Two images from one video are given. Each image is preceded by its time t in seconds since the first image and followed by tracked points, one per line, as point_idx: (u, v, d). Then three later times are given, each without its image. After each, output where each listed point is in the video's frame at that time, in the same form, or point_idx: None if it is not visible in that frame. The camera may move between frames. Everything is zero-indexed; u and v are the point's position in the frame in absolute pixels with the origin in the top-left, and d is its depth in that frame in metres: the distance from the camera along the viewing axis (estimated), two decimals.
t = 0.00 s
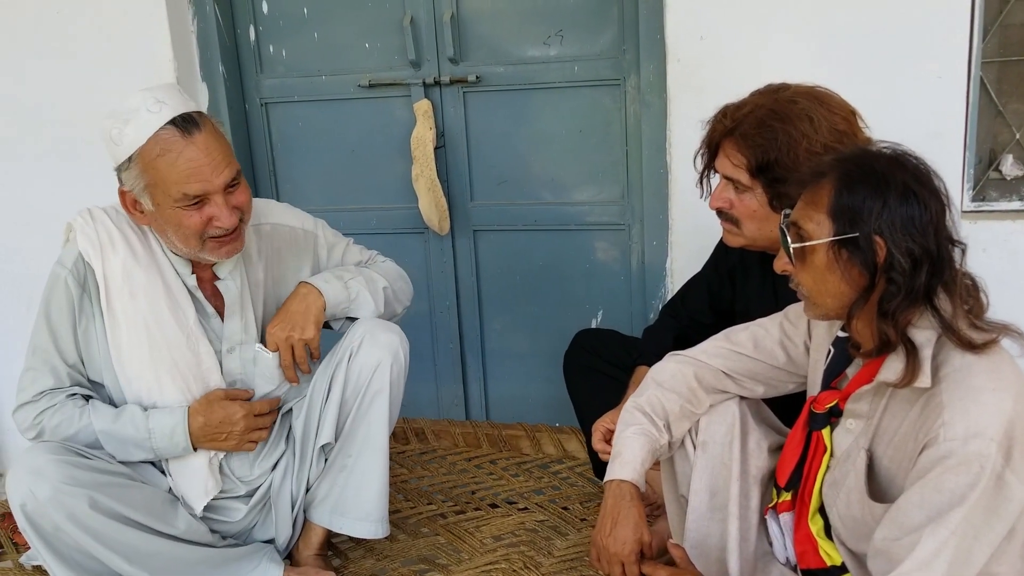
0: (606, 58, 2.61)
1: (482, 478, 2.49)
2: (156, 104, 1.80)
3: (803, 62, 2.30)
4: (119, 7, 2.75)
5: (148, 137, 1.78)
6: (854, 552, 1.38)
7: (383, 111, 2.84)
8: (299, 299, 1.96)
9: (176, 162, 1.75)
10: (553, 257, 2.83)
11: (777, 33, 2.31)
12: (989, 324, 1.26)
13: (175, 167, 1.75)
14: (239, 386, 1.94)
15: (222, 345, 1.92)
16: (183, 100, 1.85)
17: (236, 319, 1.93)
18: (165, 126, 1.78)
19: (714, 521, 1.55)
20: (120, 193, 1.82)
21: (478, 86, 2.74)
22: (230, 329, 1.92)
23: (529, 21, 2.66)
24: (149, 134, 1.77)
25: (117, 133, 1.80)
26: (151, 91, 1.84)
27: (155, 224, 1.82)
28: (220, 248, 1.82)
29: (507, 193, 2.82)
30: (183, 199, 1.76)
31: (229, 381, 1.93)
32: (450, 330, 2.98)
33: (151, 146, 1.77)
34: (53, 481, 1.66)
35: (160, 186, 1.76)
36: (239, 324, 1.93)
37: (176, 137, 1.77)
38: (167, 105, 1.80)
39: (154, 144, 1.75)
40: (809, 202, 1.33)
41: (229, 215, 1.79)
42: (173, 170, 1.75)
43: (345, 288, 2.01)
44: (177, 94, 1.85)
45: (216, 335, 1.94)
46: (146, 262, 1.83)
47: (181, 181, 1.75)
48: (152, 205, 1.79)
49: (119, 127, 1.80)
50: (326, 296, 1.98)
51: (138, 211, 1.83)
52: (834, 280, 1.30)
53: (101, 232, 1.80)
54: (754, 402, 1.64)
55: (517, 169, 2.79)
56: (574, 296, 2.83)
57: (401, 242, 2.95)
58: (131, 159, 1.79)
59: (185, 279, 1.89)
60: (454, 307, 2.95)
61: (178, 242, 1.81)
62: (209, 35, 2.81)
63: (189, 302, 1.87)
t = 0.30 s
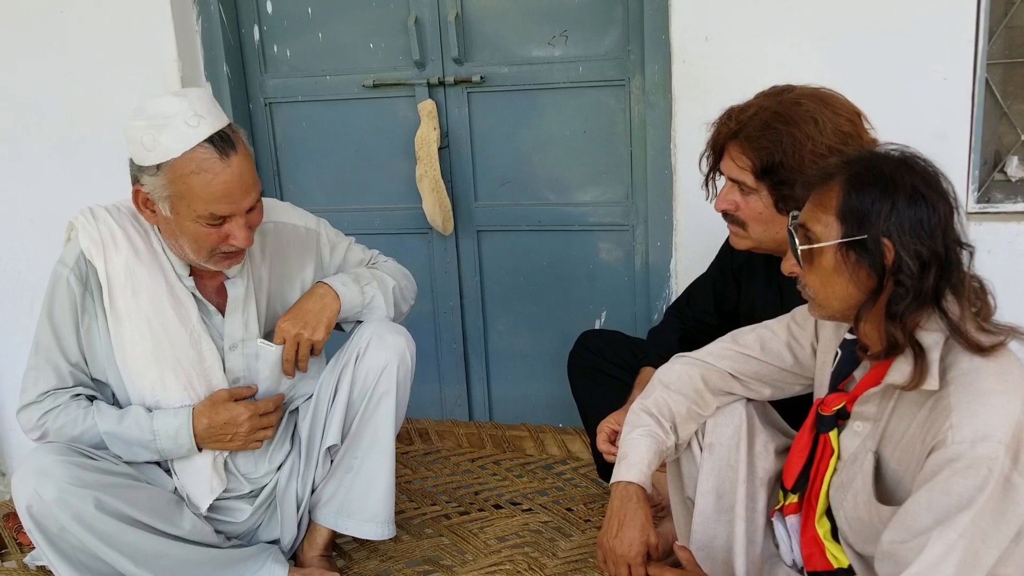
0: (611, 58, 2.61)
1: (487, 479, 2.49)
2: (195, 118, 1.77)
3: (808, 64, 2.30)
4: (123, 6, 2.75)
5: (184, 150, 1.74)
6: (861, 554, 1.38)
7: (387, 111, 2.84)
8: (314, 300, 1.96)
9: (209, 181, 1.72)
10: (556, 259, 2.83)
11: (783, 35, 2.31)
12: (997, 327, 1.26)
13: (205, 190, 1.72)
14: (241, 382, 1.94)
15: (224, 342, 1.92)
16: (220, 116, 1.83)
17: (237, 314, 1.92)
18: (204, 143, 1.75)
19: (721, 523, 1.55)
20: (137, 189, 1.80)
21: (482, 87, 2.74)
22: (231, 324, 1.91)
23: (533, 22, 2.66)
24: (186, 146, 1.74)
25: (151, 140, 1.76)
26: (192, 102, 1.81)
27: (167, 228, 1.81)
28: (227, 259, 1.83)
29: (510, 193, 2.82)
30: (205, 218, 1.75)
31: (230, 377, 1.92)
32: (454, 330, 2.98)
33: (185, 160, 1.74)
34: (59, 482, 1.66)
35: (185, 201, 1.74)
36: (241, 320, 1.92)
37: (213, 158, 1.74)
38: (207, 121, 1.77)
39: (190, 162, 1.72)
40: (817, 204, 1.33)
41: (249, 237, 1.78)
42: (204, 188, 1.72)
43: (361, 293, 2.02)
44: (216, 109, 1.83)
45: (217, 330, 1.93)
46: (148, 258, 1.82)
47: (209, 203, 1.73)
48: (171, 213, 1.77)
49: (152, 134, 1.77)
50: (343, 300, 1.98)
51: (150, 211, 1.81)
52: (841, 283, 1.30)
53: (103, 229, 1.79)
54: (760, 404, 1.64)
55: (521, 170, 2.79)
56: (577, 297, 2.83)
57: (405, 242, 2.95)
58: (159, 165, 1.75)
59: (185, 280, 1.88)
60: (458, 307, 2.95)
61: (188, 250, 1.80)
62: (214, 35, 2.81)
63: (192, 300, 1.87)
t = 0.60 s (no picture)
0: (613, 58, 2.61)
1: (489, 479, 2.48)
2: (241, 144, 1.76)
3: (812, 64, 2.30)
4: (126, 5, 2.75)
5: (226, 175, 1.73)
6: (864, 555, 1.38)
7: (390, 111, 2.84)
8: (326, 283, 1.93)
9: (247, 209, 1.73)
10: (559, 259, 2.82)
11: (786, 36, 2.30)
12: (1001, 328, 1.26)
13: (240, 215, 1.73)
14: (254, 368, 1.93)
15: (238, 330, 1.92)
16: (259, 141, 1.82)
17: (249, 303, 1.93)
18: (248, 172, 1.75)
19: (724, 525, 1.55)
20: (161, 197, 1.78)
21: (484, 87, 2.74)
22: (244, 313, 1.92)
23: (536, 22, 2.65)
24: (228, 172, 1.73)
25: (197, 161, 1.74)
26: (236, 125, 1.79)
27: (184, 235, 1.81)
28: (237, 269, 1.86)
29: (513, 193, 2.81)
30: (230, 236, 1.76)
31: (245, 362, 1.93)
32: (456, 330, 2.98)
33: (226, 186, 1.73)
34: (64, 478, 1.65)
35: (217, 221, 1.75)
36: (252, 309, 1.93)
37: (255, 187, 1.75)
38: (253, 148, 1.77)
39: (232, 190, 1.72)
40: (821, 206, 1.32)
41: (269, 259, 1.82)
42: (240, 215, 1.73)
43: (371, 275, 2.00)
44: (257, 133, 1.82)
45: (230, 318, 1.93)
46: (152, 251, 1.81)
47: (240, 226, 1.74)
48: (196, 226, 1.77)
49: (198, 156, 1.74)
50: (350, 280, 1.96)
51: (170, 217, 1.81)
52: (846, 285, 1.29)
53: (107, 223, 1.78)
54: (765, 404, 1.64)
55: (523, 170, 2.79)
56: (580, 297, 2.83)
57: (407, 242, 2.94)
58: (197, 185, 1.74)
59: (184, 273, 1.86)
60: (460, 307, 2.95)
61: (201, 257, 1.81)
62: (216, 34, 2.80)
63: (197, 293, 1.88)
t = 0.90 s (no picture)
0: (615, 58, 2.60)
1: (489, 480, 2.48)
2: (236, 137, 1.76)
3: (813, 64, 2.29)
4: (126, 4, 2.74)
5: (223, 169, 1.73)
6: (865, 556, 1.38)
7: (390, 111, 2.84)
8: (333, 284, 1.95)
9: (245, 203, 1.73)
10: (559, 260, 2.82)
11: (788, 36, 2.30)
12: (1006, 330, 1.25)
13: (238, 209, 1.73)
14: (254, 368, 1.92)
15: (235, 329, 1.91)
16: (255, 136, 1.81)
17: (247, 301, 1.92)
18: (244, 165, 1.74)
19: (725, 526, 1.54)
20: (161, 196, 1.78)
21: (485, 86, 2.73)
22: (242, 310, 1.91)
23: (537, 22, 2.65)
24: (225, 166, 1.73)
25: (193, 156, 1.73)
26: (231, 119, 1.79)
27: (185, 233, 1.81)
28: (238, 266, 1.85)
29: (514, 193, 2.81)
30: (231, 231, 1.76)
31: (245, 363, 1.91)
32: (456, 330, 2.97)
33: (224, 180, 1.73)
34: (65, 471, 1.64)
35: (216, 217, 1.74)
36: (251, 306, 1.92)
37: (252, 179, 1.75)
38: (247, 142, 1.77)
39: (229, 183, 1.72)
40: (825, 206, 1.32)
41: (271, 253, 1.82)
42: (239, 209, 1.73)
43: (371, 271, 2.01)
44: (253, 128, 1.81)
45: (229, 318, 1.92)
46: (152, 250, 1.80)
47: (240, 221, 1.74)
48: (195, 223, 1.77)
49: (194, 151, 1.74)
50: (350, 271, 1.97)
51: (171, 215, 1.81)
52: (850, 285, 1.29)
53: (108, 222, 1.78)
54: (766, 405, 1.64)
55: (524, 170, 2.78)
56: (580, 297, 2.83)
57: (407, 242, 2.94)
58: (195, 181, 1.74)
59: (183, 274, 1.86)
60: (460, 308, 2.94)
61: (203, 255, 1.81)
62: (217, 33, 2.80)
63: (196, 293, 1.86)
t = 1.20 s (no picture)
0: (615, 59, 2.59)
1: (488, 483, 2.47)
2: (233, 130, 1.75)
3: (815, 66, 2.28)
4: (125, 5, 2.73)
5: (219, 162, 1.72)
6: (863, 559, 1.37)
7: (390, 111, 2.83)
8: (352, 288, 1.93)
9: (241, 195, 1.71)
10: (559, 262, 2.81)
11: (789, 37, 2.29)
12: (991, 338, 1.23)
13: (234, 202, 1.71)
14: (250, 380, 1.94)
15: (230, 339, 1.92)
16: (252, 128, 1.81)
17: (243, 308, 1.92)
18: (240, 157, 1.73)
19: (724, 529, 1.54)
20: (159, 190, 1.77)
21: (485, 87, 2.73)
22: (237, 321, 1.91)
23: (538, 23, 2.64)
24: (221, 158, 1.72)
25: (189, 149, 1.73)
26: (228, 112, 1.78)
27: (183, 228, 1.80)
28: (237, 263, 1.84)
29: (513, 194, 2.80)
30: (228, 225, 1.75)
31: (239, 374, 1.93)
32: (456, 332, 2.97)
33: (219, 173, 1.72)
34: (68, 470, 1.63)
35: (213, 210, 1.73)
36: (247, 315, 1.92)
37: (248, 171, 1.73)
38: (244, 135, 1.76)
39: (225, 176, 1.70)
40: (811, 204, 1.32)
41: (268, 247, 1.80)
42: (235, 202, 1.71)
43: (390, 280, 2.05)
44: (251, 121, 1.81)
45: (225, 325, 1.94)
46: (156, 248, 1.81)
47: (236, 215, 1.72)
48: (193, 218, 1.76)
49: (190, 143, 1.74)
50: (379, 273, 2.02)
51: (168, 209, 1.80)
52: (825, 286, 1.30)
53: (112, 220, 1.79)
54: (766, 407, 1.63)
55: (524, 172, 2.78)
56: (580, 299, 2.82)
57: (407, 243, 2.93)
58: (191, 174, 1.73)
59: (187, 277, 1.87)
60: (460, 309, 2.93)
61: (202, 251, 1.80)
62: (216, 34, 2.79)
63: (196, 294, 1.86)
